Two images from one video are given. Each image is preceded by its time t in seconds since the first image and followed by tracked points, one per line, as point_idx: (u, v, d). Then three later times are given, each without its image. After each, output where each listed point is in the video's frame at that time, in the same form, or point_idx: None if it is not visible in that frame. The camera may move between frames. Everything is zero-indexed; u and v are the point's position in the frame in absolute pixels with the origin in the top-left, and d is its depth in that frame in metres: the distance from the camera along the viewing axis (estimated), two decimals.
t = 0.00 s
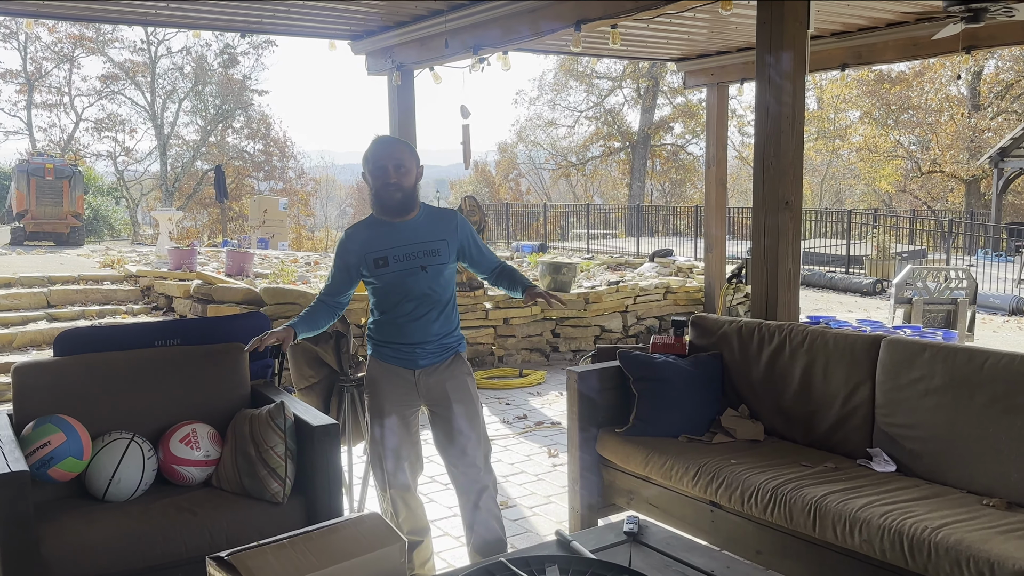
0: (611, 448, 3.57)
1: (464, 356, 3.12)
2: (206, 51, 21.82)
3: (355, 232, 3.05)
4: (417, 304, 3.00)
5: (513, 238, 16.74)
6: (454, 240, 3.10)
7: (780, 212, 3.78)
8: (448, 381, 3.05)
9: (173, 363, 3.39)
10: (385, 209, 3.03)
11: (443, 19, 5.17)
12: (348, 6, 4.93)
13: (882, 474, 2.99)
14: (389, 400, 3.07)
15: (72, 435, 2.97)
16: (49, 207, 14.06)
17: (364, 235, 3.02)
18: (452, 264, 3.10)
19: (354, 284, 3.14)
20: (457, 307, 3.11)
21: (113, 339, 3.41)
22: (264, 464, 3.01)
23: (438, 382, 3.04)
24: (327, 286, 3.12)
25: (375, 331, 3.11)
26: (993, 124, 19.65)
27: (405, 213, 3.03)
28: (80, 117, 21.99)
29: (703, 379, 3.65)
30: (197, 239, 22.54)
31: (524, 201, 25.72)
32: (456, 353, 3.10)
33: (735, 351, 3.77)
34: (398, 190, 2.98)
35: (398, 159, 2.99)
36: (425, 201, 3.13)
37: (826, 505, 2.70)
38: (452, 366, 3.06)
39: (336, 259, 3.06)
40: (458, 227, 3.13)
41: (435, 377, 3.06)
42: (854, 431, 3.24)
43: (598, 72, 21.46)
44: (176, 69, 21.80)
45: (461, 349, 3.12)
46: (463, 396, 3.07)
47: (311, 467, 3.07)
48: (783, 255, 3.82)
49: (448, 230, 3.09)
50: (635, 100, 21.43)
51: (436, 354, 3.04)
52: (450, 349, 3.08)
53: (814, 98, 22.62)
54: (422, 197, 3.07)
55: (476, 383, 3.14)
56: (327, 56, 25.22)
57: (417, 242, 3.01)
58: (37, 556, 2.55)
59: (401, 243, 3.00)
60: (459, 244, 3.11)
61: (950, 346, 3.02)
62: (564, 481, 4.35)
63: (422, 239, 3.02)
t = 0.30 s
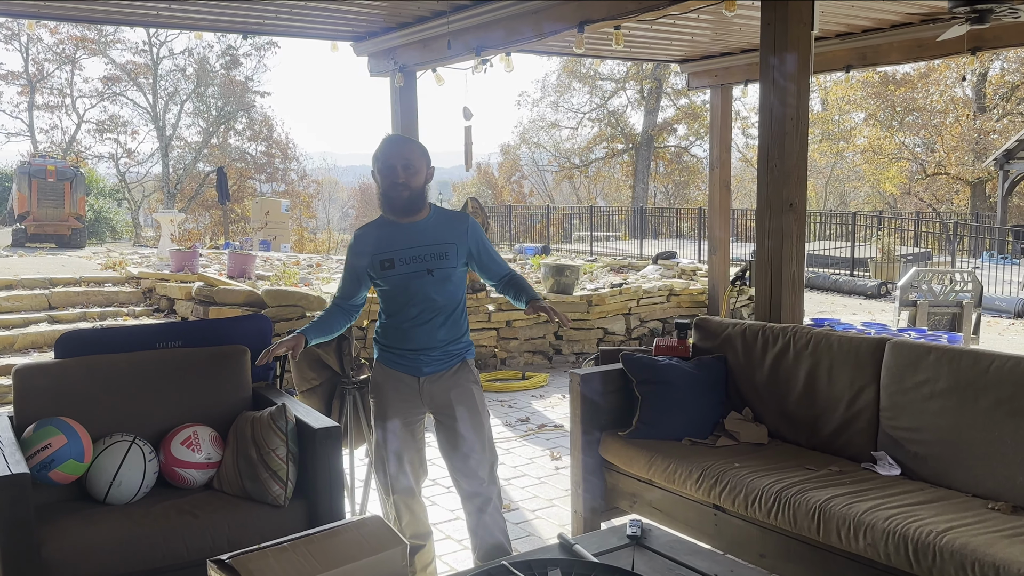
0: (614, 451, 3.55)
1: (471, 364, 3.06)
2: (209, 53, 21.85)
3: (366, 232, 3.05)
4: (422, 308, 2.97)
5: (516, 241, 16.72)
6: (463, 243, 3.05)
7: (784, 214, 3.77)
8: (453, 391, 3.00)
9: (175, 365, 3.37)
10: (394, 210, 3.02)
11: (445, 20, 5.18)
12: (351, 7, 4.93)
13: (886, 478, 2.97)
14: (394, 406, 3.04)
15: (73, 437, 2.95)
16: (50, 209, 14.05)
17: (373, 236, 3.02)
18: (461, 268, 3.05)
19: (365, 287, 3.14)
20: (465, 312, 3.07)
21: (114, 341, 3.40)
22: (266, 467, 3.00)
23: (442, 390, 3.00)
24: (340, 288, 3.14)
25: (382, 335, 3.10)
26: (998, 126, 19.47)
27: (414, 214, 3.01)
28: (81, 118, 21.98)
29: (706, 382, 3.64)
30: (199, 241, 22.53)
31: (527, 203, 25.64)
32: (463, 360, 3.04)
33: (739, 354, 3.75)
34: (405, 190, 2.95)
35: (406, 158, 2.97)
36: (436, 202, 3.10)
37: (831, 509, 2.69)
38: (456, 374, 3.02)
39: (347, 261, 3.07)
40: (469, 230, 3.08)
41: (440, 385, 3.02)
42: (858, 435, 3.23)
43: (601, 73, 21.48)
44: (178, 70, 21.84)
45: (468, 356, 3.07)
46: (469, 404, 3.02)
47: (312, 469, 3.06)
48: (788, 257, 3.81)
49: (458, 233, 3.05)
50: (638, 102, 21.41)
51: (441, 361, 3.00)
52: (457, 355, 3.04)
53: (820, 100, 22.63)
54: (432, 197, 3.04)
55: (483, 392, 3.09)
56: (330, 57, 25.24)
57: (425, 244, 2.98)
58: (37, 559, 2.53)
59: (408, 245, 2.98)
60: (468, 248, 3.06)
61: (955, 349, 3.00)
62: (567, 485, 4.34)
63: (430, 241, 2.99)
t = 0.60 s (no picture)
0: (615, 455, 3.54)
1: (493, 374, 2.90)
2: (209, 54, 21.85)
3: (394, 226, 2.88)
4: (444, 311, 2.81)
5: (517, 242, 16.71)
6: (491, 247, 2.90)
7: (786, 215, 3.76)
8: (473, 401, 2.84)
9: (174, 367, 3.36)
10: (425, 203, 2.85)
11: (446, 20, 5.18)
12: (352, 8, 4.93)
13: (889, 481, 2.96)
14: (410, 411, 2.88)
15: (72, 439, 2.94)
16: (49, 210, 14.04)
17: (400, 230, 2.86)
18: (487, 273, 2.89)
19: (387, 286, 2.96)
20: (488, 319, 2.91)
21: (114, 342, 3.39)
22: (265, 469, 2.99)
23: (461, 399, 2.84)
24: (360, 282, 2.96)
25: (401, 336, 2.92)
26: (1001, 128, 19.94)
27: (446, 210, 2.85)
28: (81, 119, 21.94)
29: (707, 384, 3.62)
30: (199, 242, 22.54)
31: (528, 205, 25.58)
32: (485, 368, 2.88)
33: (741, 357, 3.74)
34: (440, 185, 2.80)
35: (443, 151, 2.82)
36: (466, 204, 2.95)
37: (833, 512, 2.67)
38: (477, 383, 2.86)
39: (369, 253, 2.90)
40: (498, 235, 2.93)
41: (459, 393, 2.86)
42: (861, 437, 3.22)
43: (603, 74, 21.53)
44: (178, 71, 21.85)
45: (490, 364, 2.91)
46: (488, 422, 2.85)
47: (312, 471, 3.05)
48: (790, 258, 3.79)
49: (486, 235, 2.89)
50: (639, 103, 21.44)
51: (461, 369, 2.84)
52: (477, 364, 2.87)
53: (822, 101, 22.53)
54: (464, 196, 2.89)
55: (504, 405, 2.92)
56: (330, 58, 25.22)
57: (452, 243, 2.82)
58: (35, 562, 2.52)
59: (436, 244, 2.82)
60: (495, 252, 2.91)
61: (958, 351, 2.99)
62: (568, 487, 4.33)
63: (458, 241, 2.83)
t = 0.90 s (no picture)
0: (615, 457, 3.52)
1: (520, 379, 2.80)
2: (208, 54, 21.82)
3: (428, 222, 2.77)
4: (477, 314, 2.70)
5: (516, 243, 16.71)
6: (526, 252, 2.80)
7: (787, 217, 3.74)
8: (497, 405, 2.74)
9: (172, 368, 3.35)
10: (466, 201, 2.75)
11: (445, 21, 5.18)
12: (351, 8, 4.92)
13: (890, 484, 2.94)
14: (425, 412, 2.78)
15: (70, 441, 2.93)
16: (47, 211, 14.03)
17: (435, 226, 2.75)
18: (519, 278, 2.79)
19: (413, 283, 2.85)
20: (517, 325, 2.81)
21: (113, 343, 3.38)
22: (263, 471, 2.97)
23: (483, 404, 2.74)
24: (388, 278, 2.85)
25: (426, 336, 2.81)
26: (1003, 128, 19.96)
27: (487, 209, 2.75)
28: (79, 119, 21.92)
29: (707, 386, 3.61)
30: (198, 243, 22.59)
31: (528, 206, 25.55)
32: (511, 373, 2.79)
33: (741, 358, 3.73)
34: (484, 179, 2.69)
35: (487, 147, 2.72)
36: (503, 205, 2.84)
37: (834, 514, 2.66)
38: (501, 389, 2.76)
39: (400, 247, 2.78)
40: (533, 240, 2.83)
41: (482, 398, 2.75)
42: (862, 439, 3.20)
43: (603, 75, 21.59)
44: (177, 71, 21.83)
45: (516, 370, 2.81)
46: (507, 427, 2.75)
47: (310, 473, 3.03)
48: (790, 260, 3.78)
49: (523, 239, 2.79)
50: (640, 104, 21.52)
51: (488, 372, 2.75)
52: (503, 368, 2.78)
53: (823, 102, 22.48)
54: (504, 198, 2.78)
55: (528, 414, 2.80)
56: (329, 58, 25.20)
57: (488, 244, 2.71)
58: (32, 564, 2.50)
59: (470, 243, 2.71)
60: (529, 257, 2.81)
61: (960, 353, 2.97)
62: (567, 489, 4.31)
63: (494, 242, 2.72)
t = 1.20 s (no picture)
0: (615, 459, 3.51)
1: (528, 383, 2.79)
2: (206, 54, 21.79)
3: (445, 224, 2.72)
4: (491, 319, 2.68)
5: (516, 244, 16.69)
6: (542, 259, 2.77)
7: (788, 218, 3.73)
8: (503, 408, 2.72)
9: (170, 369, 3.33)
10: (486, 205, 2.69)
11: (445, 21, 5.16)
12: (351, 8, 4.90)
13: (891, 486, 2.93)
14: (431, 414, 2.76)
15: (67, 441, 2.91)
16: (45, 211, 14.00)
17: (452, 229, 2.70)
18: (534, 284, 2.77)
19: (426, 283, 2.81)
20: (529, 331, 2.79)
21: (110, 344, 3.36)
22: (262, 473, 2.96)
23: (490, 408, 2.72)
24: (401, 276, 2.80)
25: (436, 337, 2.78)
26: (1004, 129, 19.71)
27: (506, 217, 2.70)
28: (77, 119, 21.89)
29: (707, 388, 3.59)
30: (196, 244, 22.60)
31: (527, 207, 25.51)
32: (519, 378, 2.78)
33: (741, 359, 3.72)
34: (505, 188, 2.64)
35: (511, 152, 2.66)
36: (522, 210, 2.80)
37: (834, 517, 2.65)
38: (508, 394, 2.74)
39: (414, 247, 2.74)
40: (550, 247, 2.80)
41: (489, 401, 2.73)
42: (863, 441, 3.19)
43: (603, 76, 21.64)
44: (175, 71, 21.80)
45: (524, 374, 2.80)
46: (510, 429, 2.73)
47: (308, 474, 3.02)
48: (790, 262, 3.77)
49: (540, 246, 2.76)
50: (640, 105, 21.57)
51: (497, 376, 2.74)
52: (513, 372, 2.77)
53: (823, 103, 22.46)
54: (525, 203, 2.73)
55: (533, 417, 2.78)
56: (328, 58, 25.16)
57: (505, 251, 2.68)
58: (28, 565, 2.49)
59: (489, 249, 2.67)
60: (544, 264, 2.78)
61: (960, 354, 2.97)
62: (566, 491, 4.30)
63: (511, 248, 2.69)
